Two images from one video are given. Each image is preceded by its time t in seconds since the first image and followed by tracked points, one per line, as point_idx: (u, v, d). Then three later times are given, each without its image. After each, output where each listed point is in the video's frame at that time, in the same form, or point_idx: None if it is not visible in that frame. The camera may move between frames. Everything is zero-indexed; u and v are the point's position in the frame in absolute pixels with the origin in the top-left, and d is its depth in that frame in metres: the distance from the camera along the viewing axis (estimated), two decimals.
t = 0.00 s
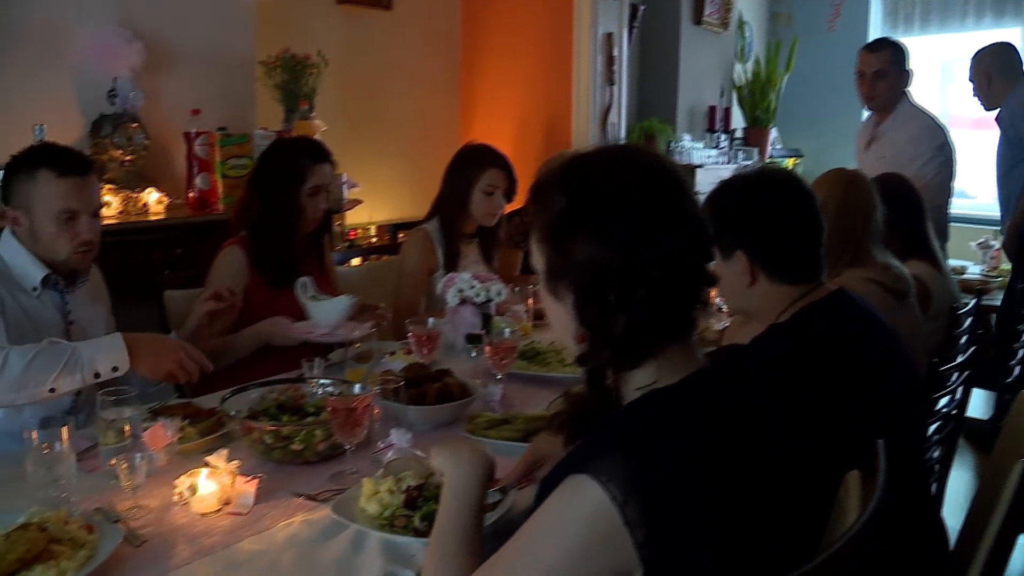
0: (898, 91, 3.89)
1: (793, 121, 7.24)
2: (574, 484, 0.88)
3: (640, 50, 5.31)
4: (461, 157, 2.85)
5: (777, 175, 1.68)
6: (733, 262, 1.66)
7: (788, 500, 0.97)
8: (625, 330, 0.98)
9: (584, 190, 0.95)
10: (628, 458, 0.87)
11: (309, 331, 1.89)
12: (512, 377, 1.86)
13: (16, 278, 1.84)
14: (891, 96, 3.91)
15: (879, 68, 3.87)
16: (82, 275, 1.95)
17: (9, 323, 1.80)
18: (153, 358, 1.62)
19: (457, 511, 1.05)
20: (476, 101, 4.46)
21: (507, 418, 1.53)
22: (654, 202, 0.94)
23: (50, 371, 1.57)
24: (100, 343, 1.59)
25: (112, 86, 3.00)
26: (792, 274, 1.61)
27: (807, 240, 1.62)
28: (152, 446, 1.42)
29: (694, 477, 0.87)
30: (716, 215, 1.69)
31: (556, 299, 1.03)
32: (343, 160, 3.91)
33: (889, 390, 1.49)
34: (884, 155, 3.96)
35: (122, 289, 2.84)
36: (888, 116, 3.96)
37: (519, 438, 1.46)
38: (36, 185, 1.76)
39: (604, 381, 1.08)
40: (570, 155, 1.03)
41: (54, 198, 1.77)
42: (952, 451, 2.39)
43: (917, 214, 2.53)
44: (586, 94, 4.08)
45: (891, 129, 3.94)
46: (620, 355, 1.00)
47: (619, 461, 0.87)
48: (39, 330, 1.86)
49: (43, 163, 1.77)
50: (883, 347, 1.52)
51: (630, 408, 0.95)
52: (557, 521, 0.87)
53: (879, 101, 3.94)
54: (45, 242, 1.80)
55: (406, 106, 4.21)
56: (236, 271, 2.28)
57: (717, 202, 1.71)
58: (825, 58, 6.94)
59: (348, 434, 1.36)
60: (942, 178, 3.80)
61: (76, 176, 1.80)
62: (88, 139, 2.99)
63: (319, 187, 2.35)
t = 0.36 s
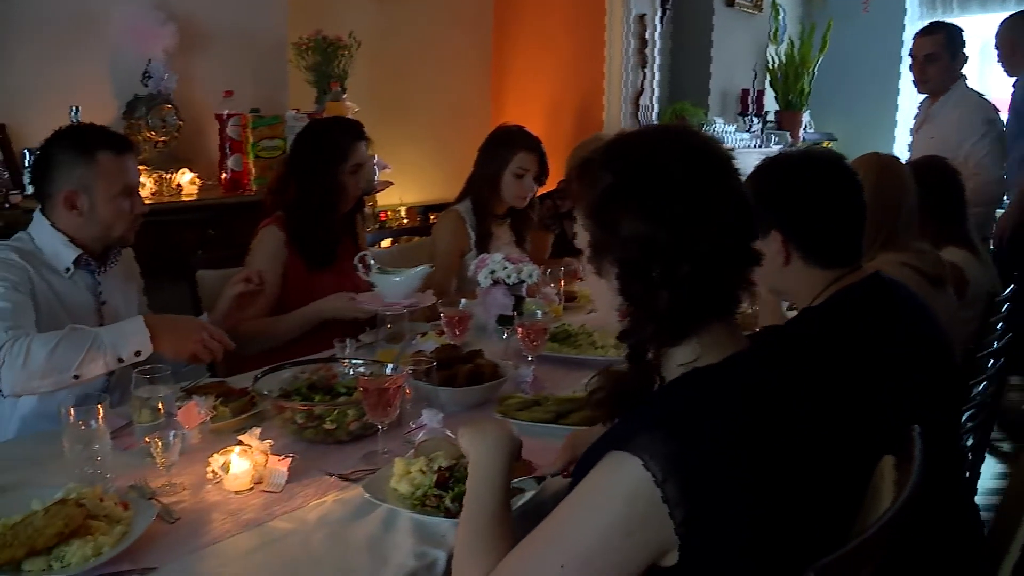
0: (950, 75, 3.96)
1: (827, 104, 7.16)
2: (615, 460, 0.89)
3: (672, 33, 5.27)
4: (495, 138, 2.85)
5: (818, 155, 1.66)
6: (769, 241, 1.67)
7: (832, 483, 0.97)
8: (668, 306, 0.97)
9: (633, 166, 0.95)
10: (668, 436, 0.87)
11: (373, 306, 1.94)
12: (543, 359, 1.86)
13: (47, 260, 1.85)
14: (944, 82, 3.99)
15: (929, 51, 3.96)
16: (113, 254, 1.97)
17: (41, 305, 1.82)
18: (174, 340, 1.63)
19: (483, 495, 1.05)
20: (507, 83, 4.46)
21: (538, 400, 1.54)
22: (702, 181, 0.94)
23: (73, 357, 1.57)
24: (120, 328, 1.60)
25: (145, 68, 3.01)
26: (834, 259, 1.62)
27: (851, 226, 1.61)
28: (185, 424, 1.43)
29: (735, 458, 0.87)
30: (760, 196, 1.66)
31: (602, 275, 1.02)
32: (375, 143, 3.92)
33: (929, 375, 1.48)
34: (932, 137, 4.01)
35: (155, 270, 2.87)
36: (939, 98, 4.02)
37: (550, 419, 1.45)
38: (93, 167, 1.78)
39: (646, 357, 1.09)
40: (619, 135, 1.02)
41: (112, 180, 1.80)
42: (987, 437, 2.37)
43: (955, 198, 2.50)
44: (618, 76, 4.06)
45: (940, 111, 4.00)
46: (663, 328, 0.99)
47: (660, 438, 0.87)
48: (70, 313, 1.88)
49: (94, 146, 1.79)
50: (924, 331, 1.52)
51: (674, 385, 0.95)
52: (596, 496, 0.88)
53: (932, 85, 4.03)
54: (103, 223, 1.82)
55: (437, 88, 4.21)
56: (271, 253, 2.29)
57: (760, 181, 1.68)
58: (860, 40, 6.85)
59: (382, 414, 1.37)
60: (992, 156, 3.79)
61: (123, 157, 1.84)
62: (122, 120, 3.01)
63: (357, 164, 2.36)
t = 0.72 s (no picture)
0: (953, 76, 3.94)
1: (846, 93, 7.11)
2: (641, 446, 0.87)
3: (690, 21, 5.24)
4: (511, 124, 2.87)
5: (840, 145, 1.66)
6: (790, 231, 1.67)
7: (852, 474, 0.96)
8: (704, 288, 0.94)
9: (681, 146, 0.92)
10: (692, 424, 0.86)
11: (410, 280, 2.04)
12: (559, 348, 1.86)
13: (66, 247, 1.86)
14: (946, 83, 3.95)
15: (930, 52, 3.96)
16: (130, 241, 1.98)
17: (60, 293, 1.82)
18: (191, 326, 1.64)
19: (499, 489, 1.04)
20: (524, 71, 4.44)
21: (555, 388, 1.54)
22: (749, 164, 0.91)
23: (92, 344, 1.58)
24: (137, 315, 1.61)
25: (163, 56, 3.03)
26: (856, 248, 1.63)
27: (875, 218, 1.62)
28: (203, 412, 1.43)
29: (754, 447, 0.87)
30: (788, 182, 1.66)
31: (638, 255, 1.00)
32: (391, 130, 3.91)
33: (948, 368, 1.48)
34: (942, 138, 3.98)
35: (173, 257, 2.88)
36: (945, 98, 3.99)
37: (569, 408, 1.46)
38: (110, 153, 1.78)
39: (678, 342, 1.05)
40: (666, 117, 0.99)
41: (131, 165, 1.80)
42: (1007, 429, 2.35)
43: (977, 188, 2.48)
44: (636, 63, 4.05)
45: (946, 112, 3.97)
46: (698, 312, 0.96)
47: (683, 426, 0.86)
48: (90, 300, 1.89)
49: (111, 132, 1.79)
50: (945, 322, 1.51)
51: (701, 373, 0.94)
52: (619, 483, 0.86)
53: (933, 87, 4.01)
54: (123, 209, 1.83)
55: (454, 76, 4.20)
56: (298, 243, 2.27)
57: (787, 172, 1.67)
58: (881, 29, 6.80)
59: (399, 401, 1.36)
60: (1015, 148, 3.76)
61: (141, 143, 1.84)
62: (140, 107, 3.02)
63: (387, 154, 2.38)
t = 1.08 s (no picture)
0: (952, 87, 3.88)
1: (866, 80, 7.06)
2: (654, 440, 0.87)
3: (709, 7, 5.22)
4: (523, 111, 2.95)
5: (884, 129, 1.71)
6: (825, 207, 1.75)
7: (868, 463, 0.96)
8: (731, 275, 0.93)
9: (716, 131, 0.91)
10: (704, 415, 0.86)
11: (448, 258, 2.21)
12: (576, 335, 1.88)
13: (89, 233, 1.87)
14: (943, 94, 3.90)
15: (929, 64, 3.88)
16: (151, 228, 1.98)
17: (83, 280, 1.84)
18: (209, 311, 1.64)
19: (543, 498, 1.03)
20: (542, 58, 4.43)
21: (572, 374, 1.55)
22: (783, 152, 0.90)
23: (112, 331, 1.59)
24: (156, 300, 1.61)
25: (181, 43, 3.05)
26: (891, 233, 1.69)
27: (910, 202, 1.67)
28: (222, 396, 1.44)
29: (766, 435, 0.87)
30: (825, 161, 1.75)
31: (667, 239, 0.99)
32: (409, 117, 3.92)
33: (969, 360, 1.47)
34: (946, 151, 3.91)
35: (191, 243, 2.89)
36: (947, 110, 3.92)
37: (587, 394, 1.47)
38: (133, 140, 1.79)
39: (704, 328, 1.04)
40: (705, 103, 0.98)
41: (155, 152, 1.81)
42: None
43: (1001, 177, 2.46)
44: (654, 48, 4.01)
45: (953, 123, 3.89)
46: (722, 298, 0.95)
47: (694, 416, 0.86)
48: (110, 287, 1.90)
49: (134, 119, 1.80)
50: (960, 310, 1.50)
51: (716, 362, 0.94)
52: (637, 481, 0.86)
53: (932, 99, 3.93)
54: (146, 195, 1.83)
55: (471, 63, 4.20)
56: (327, 225, 2.28)
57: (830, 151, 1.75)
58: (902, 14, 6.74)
59: (416, 387, 1.36)
60: None
61: (164, 130, 1.84)
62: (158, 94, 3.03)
63: (414, 143, 2.40)
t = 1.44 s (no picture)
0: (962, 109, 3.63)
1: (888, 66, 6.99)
2: (657, 422, 0.87)
3: None
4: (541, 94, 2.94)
5: (908, 120, 1.68)
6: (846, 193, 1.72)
7: (883, 450, 0.94)
8: (734, 259, 0.93)
9: (722, 113, 0.90)
10: (708, 396, 0.86)
11: (483, 243, 2.22)
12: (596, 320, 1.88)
13: (112, 218, 1.88)
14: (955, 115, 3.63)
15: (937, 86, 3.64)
16: (174, 213, 1.99)
17: (106, 266, 1.85)
18: (227, 298, 1.64)
19: (549, 479, 1.03)
20: (563, 42, 4.43)
21: (593, 358, 1.54)
22: (789, 135, 0.88)
23: (130, 315, 1.60)
24: (175, 285, 1.62)
25: (203, 26, 3.04)
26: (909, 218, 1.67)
27: (932, 188, 1.66)
28: (243, 378, 1.46)
29: (773, 420, 0.86)
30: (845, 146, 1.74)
31: (673, 223, 0.99)
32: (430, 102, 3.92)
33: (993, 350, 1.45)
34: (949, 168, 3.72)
35: (213, 225, 2.90)
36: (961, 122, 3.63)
37: (608, 379, 1.46)
38: (155, 124, 1.79)
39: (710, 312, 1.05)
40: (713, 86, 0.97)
41: (177, 136, 1.82)
42: None
43: None
44: (675, 31, 3.99)
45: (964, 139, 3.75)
46: (726, 282, 0.95)
47: (698, 398, 0.86)
48: (134, 271, 1.91)
49: (156, 103, 1.80)
50: (980, 296, 1.47)
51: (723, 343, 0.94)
52: (638, 461, 0.86)
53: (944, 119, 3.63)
54: (167, 179, 1.84)
55: (493, 47, 4.19)
56: (357, 212, 2.30)
57: (850, 137, 1.72)
58: None
59: (438, 370, 1.37)
60: None
61: (186, 114, 1.85)
62: (179, 78, 3.03)
63: (439, 130, 2.40)
